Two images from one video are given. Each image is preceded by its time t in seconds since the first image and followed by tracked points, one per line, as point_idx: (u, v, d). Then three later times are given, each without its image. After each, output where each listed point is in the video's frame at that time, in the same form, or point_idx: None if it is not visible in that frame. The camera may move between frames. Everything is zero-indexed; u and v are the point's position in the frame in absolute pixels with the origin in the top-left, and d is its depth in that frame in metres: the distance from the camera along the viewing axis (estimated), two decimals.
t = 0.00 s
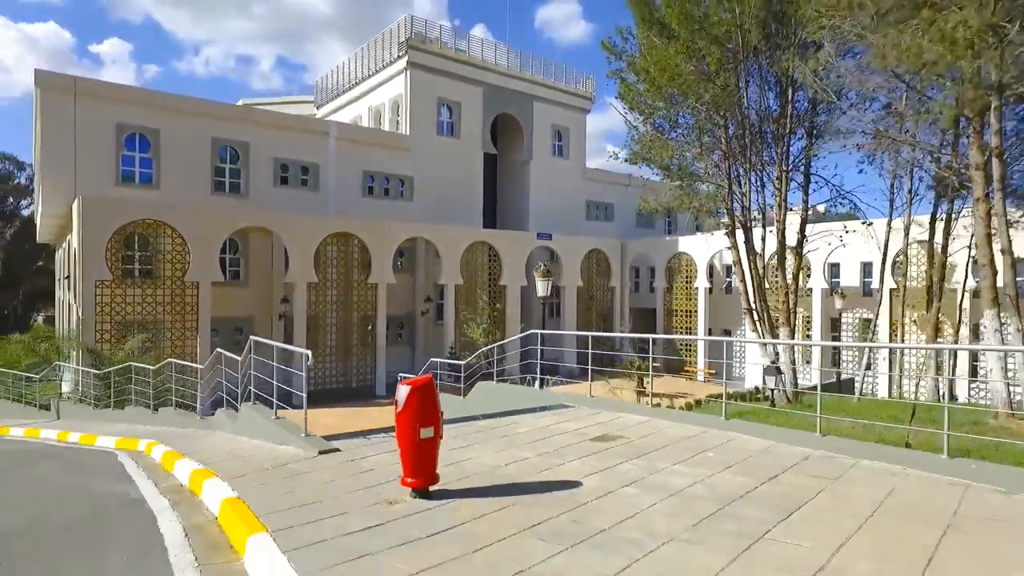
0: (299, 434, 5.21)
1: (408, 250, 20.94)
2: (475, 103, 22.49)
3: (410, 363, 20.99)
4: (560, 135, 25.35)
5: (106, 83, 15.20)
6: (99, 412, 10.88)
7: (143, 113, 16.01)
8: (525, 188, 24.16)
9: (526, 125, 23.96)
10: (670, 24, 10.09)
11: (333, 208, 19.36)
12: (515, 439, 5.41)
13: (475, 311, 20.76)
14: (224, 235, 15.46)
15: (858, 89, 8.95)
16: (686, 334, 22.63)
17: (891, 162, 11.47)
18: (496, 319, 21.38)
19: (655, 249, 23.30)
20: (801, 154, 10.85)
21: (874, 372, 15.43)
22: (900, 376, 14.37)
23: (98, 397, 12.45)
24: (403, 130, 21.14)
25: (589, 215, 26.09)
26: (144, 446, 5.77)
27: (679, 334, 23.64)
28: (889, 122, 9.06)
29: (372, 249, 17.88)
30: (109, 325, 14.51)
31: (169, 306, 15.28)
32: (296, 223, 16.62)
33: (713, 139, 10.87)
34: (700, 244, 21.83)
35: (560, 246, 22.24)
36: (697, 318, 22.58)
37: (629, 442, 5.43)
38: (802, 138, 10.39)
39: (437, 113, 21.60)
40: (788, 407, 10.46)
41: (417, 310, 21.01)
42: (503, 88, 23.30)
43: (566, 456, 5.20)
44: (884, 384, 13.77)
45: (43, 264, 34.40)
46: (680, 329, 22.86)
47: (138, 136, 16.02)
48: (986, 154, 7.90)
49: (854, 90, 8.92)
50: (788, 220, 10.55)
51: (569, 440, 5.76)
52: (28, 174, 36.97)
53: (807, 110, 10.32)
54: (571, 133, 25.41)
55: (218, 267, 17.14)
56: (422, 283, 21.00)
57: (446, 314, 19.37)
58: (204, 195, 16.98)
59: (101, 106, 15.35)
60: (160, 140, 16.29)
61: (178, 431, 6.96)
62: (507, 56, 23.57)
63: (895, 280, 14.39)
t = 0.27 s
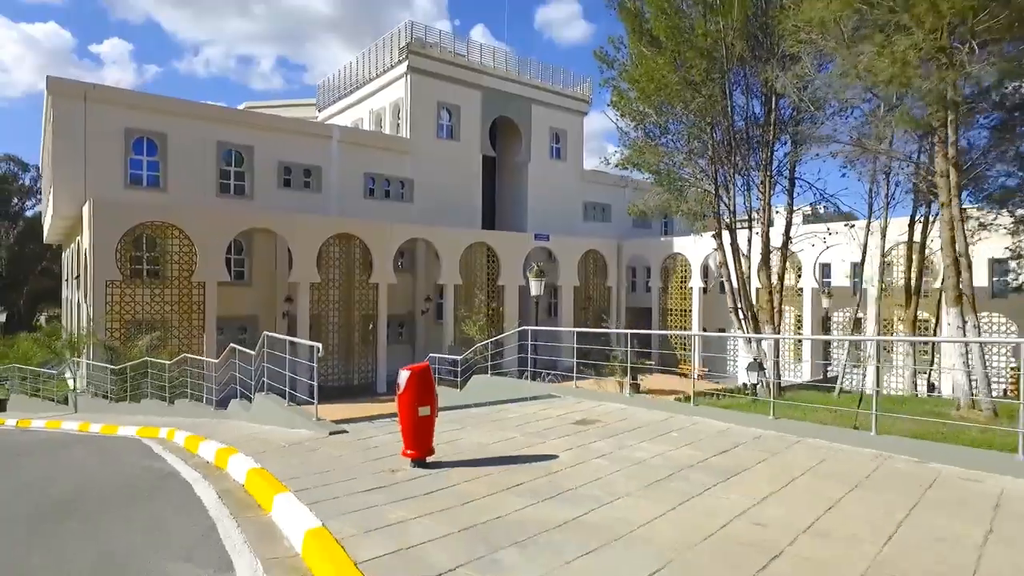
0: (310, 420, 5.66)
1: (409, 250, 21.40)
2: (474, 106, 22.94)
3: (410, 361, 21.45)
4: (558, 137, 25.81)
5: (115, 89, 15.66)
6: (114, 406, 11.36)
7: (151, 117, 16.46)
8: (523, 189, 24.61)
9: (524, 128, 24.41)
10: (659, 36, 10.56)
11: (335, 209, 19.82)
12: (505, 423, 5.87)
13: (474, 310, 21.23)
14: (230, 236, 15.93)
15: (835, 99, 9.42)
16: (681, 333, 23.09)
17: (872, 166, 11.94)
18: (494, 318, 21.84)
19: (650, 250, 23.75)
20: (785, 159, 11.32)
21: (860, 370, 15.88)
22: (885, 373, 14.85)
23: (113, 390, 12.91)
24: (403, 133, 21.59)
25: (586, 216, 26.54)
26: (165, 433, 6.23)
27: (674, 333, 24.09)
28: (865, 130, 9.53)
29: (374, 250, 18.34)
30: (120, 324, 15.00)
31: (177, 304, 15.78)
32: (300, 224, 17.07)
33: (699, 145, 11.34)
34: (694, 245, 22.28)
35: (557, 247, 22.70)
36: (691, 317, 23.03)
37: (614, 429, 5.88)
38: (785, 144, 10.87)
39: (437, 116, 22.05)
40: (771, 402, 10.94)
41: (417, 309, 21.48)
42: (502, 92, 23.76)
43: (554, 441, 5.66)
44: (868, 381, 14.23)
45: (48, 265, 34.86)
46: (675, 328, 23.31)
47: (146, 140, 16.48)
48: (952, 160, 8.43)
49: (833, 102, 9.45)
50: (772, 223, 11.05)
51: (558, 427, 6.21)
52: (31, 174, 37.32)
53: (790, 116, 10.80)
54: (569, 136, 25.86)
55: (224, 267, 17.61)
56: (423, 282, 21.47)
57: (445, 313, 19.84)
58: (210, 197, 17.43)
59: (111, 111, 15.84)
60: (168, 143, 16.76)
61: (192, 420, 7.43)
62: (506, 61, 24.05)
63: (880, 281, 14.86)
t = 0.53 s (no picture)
0: (317, 410, 6.11)
1: (409, 251, 21.87)
2: (473, 109, 23.39)
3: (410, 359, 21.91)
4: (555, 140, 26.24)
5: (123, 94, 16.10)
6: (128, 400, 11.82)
7: (158, 122, 16.92)
8: (521, 191, 25.06)
9: (522, 131, 24.85)
10: (647, 47, 11.03)
11: (337, 210, 20.27)
12: (495, 410, 6.33)
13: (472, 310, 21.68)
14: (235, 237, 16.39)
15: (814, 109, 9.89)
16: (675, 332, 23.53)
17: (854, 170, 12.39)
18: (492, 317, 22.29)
19: (645, 251, 24.18)
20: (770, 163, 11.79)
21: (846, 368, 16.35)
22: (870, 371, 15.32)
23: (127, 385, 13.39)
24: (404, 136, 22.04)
25: (583, 217, 26.98)
26: (181, 423, 6.69)
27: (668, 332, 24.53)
28: (843, 138, 10.00)
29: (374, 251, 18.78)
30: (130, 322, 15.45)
31: (184, 304, 16.25)
32: (302, 226, 17.51)
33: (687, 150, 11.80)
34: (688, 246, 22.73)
35: (554, 248, 23.14)
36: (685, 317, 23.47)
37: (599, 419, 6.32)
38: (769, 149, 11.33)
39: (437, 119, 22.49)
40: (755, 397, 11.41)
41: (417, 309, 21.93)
42: (500, 95, 24.20)
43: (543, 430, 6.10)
44: (852, 378, 14.70)
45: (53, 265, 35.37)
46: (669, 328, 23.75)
47: (153, 143, 16.92)
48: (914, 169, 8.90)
49: (810, 112, 9.91)
50: (756, 225, 11.51)
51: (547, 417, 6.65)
52: (35, 175, 37.79)
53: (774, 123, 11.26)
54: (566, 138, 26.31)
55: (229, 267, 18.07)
56: (422, 282, 21.93)
57: (444, 312, 20.29)
58: (215, 199, 17.88)
59: (119, 116, 16.29)
60: (174, 147, 17.20)
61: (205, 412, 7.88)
62: (504, 65, 24.50)
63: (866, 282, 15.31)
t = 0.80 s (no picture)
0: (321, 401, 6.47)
1: (408, 251, 22.26)
2: (471, 111, 23.75)
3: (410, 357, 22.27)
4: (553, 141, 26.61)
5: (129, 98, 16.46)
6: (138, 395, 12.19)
7: (163, 124, 17.27)
8: (519, 192, 25.41)
9: (520, 132, 25.21)
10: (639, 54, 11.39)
11: (338, 211, 20.63)
12: (488, 400, 6.69)
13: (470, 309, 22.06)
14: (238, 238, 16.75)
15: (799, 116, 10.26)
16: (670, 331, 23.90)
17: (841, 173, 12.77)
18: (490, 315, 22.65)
19: (641, 251, 24.53)
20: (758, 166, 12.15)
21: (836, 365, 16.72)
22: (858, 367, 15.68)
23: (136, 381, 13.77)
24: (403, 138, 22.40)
25: (581, 218, 27.35)
26: (192, 414, 7.05)
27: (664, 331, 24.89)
28: (827, 143, 10.36)
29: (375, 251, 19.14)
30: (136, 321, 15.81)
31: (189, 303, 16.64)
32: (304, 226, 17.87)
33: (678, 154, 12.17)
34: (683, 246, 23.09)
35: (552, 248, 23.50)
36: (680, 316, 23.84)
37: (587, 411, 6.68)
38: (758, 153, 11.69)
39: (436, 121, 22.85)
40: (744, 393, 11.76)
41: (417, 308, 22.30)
42: (498, 97, 24.56)
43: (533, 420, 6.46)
44: (840, 375, 15.06)
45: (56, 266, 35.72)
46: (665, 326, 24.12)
47: (157, 146, 17.27)
48: (888, 176, 9.31)
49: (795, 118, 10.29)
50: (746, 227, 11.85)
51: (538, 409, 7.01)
52: (38, 176, 38.12)
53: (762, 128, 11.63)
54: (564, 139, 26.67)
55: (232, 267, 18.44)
56: (421, 282, 22.30)
57: (443, 311, 20.65)
58: (218, 200, 18.24)
59: (124, 119, 16.64)
60: (178, 149, 17.56)
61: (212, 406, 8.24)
62: (502, 67, 24.87)
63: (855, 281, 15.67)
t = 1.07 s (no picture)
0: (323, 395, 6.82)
1: (408, 252, 22.63)
2: (470, 114, 24.10)
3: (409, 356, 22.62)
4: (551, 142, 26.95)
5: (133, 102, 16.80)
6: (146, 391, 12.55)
7: (167, 128, 17.62)
8: (517, 193, 25.75)
9: (518, 134, 25.56)
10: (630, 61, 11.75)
11: (339, 212, 20.98)
12: (483, 394, 7.03)
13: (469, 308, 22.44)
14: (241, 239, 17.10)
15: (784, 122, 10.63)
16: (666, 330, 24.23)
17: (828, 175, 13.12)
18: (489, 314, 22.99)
19: (637, 251, 24.86)
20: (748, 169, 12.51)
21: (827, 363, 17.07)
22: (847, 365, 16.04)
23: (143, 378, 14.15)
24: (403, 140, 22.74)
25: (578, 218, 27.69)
26: (200, 408, 7.40)
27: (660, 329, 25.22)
28: (811, 147, 10.74)
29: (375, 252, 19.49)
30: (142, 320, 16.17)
31: (193, 303, 17.01)
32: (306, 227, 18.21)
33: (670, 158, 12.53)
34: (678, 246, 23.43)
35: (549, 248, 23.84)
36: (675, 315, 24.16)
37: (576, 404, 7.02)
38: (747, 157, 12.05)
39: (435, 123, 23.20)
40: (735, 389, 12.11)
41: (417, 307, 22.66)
42: (496, 100, 24.91)
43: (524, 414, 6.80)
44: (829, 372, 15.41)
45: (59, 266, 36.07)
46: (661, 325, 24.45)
47: (161, 148, 17.61)
48: (865, 180, 9.70)
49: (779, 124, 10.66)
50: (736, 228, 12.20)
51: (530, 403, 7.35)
52: (41, 177, 38.45)
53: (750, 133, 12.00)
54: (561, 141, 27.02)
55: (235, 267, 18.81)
56: (421, 281, 22.67)
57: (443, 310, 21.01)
58: (221, 202, 18.58)
59: (129, 123, 17.00)
60: (181, 152, 17.90)
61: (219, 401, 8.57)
62: (500, 70, 25.22)
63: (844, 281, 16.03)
